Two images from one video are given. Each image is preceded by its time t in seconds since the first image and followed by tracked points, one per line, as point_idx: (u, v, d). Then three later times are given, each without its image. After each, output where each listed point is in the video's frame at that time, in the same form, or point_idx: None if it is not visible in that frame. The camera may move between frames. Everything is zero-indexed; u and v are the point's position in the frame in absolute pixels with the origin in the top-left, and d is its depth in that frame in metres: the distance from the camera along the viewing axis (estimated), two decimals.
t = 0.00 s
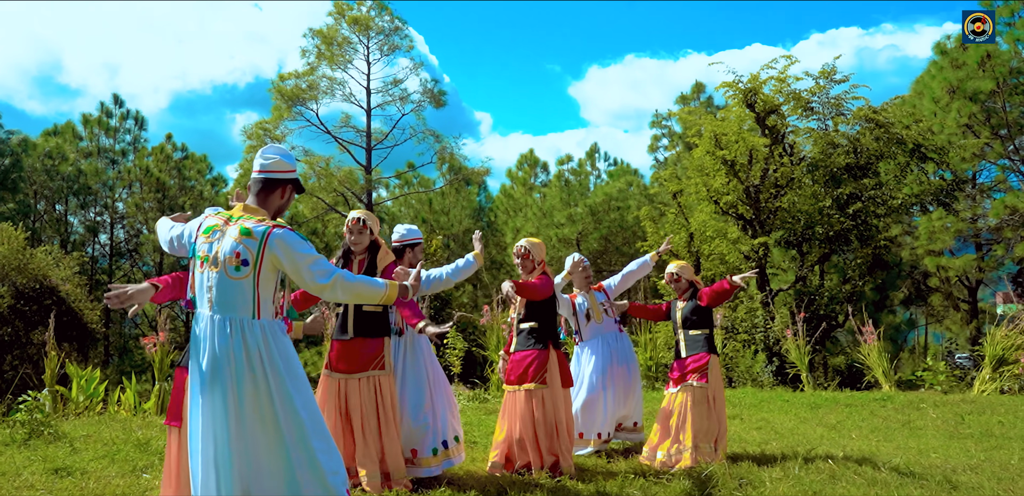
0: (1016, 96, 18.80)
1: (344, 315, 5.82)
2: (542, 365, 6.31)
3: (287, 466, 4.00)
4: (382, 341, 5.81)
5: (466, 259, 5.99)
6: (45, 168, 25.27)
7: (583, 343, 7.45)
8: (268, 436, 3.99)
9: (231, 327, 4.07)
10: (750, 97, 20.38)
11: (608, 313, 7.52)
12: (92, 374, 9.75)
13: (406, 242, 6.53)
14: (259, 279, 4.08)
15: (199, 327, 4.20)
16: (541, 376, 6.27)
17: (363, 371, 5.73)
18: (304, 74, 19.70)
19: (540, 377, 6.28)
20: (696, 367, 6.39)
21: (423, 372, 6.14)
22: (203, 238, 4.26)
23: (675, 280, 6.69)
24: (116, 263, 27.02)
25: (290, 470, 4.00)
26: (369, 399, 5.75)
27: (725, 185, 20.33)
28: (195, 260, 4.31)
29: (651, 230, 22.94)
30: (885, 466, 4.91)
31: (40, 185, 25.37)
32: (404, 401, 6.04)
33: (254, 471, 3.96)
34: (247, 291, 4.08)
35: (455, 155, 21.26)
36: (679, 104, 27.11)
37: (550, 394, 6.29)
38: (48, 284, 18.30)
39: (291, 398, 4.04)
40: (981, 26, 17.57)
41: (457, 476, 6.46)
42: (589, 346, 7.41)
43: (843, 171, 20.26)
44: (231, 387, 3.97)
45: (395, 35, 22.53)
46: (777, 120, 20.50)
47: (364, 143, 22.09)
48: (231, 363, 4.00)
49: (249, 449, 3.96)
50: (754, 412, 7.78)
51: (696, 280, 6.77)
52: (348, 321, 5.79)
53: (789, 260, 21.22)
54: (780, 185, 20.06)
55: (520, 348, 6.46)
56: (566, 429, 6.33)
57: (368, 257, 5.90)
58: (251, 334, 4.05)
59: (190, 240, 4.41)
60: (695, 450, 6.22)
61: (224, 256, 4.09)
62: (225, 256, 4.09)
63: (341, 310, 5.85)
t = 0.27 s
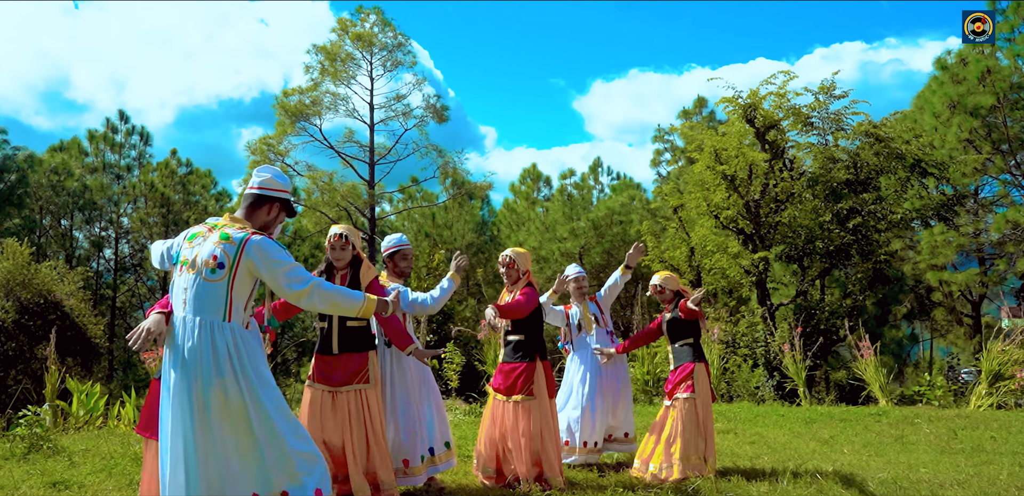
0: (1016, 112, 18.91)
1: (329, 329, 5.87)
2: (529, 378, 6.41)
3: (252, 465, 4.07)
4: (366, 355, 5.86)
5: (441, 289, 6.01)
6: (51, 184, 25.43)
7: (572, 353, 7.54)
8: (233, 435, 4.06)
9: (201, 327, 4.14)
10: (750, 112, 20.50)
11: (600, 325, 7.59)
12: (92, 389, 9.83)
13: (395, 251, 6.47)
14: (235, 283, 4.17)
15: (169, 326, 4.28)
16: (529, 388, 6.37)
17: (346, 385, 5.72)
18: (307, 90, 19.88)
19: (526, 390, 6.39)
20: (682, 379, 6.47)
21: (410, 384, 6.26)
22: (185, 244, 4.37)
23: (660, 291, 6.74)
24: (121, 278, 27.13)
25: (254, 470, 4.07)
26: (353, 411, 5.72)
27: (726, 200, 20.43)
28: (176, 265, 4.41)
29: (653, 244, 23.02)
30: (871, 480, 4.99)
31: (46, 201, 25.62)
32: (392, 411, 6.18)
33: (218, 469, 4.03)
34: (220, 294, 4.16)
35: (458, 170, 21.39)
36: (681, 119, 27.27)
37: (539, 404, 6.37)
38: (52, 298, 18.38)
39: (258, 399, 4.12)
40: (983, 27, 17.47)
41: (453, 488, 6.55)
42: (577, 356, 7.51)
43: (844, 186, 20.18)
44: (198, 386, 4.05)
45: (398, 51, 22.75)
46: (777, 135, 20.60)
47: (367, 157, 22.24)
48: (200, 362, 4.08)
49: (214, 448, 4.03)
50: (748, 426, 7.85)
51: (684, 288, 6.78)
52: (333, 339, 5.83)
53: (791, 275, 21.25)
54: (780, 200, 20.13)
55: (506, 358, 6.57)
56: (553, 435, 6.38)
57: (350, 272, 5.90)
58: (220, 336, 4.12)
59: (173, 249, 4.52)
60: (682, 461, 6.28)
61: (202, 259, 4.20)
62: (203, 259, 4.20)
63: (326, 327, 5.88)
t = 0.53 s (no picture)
0: None
1: (306, 336, 5.63)
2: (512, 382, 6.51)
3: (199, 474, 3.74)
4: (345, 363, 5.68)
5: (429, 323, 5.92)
6: (61, 184, 25.62)
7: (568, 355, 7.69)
8: (189, 437, 3.77)
9: (181, 319, 3.89)
10: (755, 113, 20.52)
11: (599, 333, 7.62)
12: (101, 387, 9.97)
13: (409, 255, 6.52)
14: (221, 280, 3.93)
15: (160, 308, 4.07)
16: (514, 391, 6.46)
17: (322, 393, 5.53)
18: (315, 90, 20.02)
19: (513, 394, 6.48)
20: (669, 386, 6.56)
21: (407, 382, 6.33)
22: (179, 236, 4.17)
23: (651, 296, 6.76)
24: (130, 277, 27.38)
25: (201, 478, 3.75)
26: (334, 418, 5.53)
27: (731, 200, 20.45)
28: (167, 258, 4.21)
29: (659, 244, 23.05)
30: (866, 480, 5.05)
31: (56, 200, 25.67)
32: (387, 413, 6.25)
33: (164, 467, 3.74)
34: (205, 288, 3.91)
35: (465, 169, 21.48)
36: (688, 118, 27.28)
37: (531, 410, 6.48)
38: (62, 297, 18.57)
39: (221, 405, 3.81)
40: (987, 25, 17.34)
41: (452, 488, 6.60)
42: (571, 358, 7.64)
43: (850, 186, 20.21)
44: (167, 380, 3.77)
45: (405, 51, 22.86)
46: (784, 136, 20.58)
47: (375, 157, 22.37)
48: (168, 352, 3.80)
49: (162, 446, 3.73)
50: (748, 426, 7.91)
51: (680, 292, 6.73)
52: (312, 345, 5.61)
53: (797, 275, 21.25)
54: (786, 200, 20.11)
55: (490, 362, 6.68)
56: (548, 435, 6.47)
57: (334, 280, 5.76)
58: (198, 332, 3.84)
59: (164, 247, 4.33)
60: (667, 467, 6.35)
61: (193, 252, 3.98)
62: (194, 252, 3.98)
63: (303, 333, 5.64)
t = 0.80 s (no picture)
0: None
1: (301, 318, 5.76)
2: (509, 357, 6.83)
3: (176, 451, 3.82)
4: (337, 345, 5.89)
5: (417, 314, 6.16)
6: (73, 168, 25.76)
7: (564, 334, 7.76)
8: (163, 418, 3.82)
9: (165, 303, 3.94)
10: (764, 96, 20.40)
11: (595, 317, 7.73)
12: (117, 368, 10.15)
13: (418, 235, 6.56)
14: (201, 266, 3.97)
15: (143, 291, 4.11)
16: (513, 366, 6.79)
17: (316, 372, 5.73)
18: (324, 74, 20.05)
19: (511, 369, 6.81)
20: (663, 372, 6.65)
21: (408, 356, 6.45)
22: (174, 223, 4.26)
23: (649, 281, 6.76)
24: (142, 260, 27.62)
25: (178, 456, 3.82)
26: (328, 396, 5.78)
27: (740, 183, 20.42)
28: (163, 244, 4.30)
29: (667, 227, 23.06)
30: (866, 460, 5.15)
31: (68, 184, 25.76)
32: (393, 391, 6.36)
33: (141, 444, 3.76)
34: (188, 274, 3.96)
35: (473, 153, 21.51)
36: (697, 101, 27.16)
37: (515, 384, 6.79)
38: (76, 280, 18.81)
39: (201, 388, 3.89)
40: (987, 23, 17.09)
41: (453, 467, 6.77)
42: (569, 338, 7.71)
43: (859, 170, 20.33)
44: (147, 361, 3.82)
45: (413, 34, 22.83)
46: (793, 119, 20.46)
47: (383, 141, 22.42)
48: (151, 333, 3.86)
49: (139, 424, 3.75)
50: (752, 408, 8.02)
51: (676, 275, 6.69)
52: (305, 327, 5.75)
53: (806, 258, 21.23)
54: (795, 183, 20.05)
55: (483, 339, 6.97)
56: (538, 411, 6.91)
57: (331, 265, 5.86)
58: (180, 315, 3.91)
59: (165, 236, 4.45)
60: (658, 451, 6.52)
61: (181, 237, 4.05)
62: (182, 238, 4.05)
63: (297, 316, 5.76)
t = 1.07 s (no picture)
0: None
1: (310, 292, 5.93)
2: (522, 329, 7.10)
3: (178, 409, 3.91)
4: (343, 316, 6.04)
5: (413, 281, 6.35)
6: (84, 144, 25.91)
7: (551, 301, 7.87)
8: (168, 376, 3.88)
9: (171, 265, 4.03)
10: (773, 71, 20.28)
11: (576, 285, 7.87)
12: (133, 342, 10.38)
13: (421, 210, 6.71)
14: (209, 229, 4.06)
15: (157, 254, 4.25)
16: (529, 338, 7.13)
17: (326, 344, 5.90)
18: (332, 50, 20.05)
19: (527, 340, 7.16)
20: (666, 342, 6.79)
21: (412, 327, 6.69)
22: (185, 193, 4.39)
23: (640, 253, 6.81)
24: (154, 236, 27.91)
25: (180, 414, 3.91)
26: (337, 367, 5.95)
27: (747, 159, 20.40)
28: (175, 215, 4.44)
29: (675, 203, 23.10)
30: (864, 431, 5.30)
31: (79, 160, 25.92)
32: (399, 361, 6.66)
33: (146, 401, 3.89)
34: (195, 237, 4.06)
35: (482, 129, 21.54)
36: (707, 76, 27.00)
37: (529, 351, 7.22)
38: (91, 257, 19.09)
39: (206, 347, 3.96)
40: (982, 28, 17.14)
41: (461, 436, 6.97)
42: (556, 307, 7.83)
43: (867, 143, 20.06)
44: (152, 321, 3.91)
45: (421, 9, 22.75)
46: (802, 94, 20.32)
47: (392, 117, 22.47)
48: (158, 294, 3.96)
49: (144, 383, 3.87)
50: (756, 380, 8.16)
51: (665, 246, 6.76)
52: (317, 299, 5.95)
53: (814, 234, 21.25)
54: (803, 159, 20.00)
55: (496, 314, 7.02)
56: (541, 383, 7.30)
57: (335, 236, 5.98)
58: (184, 276, 3.99)
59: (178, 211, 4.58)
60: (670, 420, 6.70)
61: (193, 203, 4.18)
62: (193, 204, 4.17)
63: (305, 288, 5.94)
